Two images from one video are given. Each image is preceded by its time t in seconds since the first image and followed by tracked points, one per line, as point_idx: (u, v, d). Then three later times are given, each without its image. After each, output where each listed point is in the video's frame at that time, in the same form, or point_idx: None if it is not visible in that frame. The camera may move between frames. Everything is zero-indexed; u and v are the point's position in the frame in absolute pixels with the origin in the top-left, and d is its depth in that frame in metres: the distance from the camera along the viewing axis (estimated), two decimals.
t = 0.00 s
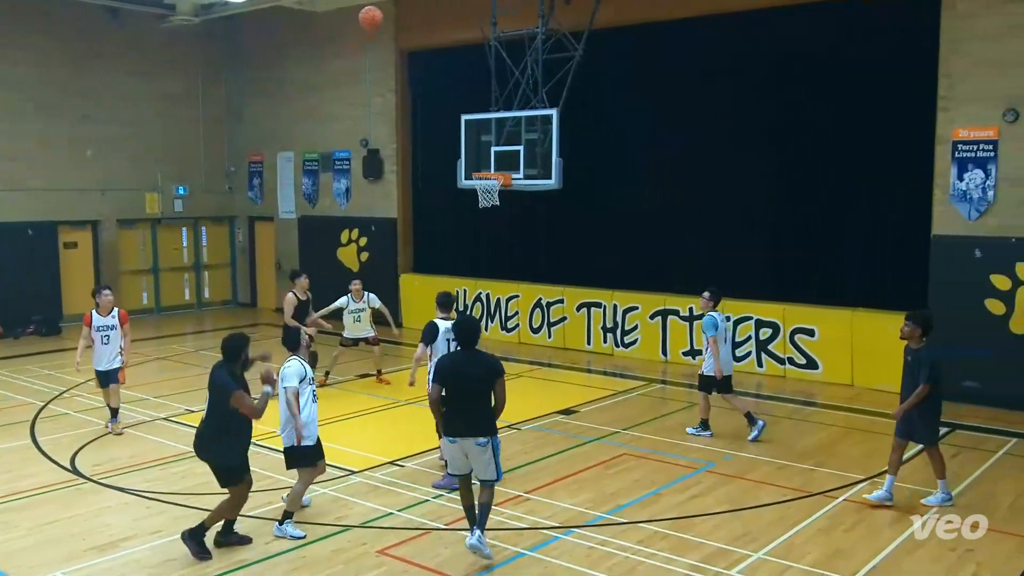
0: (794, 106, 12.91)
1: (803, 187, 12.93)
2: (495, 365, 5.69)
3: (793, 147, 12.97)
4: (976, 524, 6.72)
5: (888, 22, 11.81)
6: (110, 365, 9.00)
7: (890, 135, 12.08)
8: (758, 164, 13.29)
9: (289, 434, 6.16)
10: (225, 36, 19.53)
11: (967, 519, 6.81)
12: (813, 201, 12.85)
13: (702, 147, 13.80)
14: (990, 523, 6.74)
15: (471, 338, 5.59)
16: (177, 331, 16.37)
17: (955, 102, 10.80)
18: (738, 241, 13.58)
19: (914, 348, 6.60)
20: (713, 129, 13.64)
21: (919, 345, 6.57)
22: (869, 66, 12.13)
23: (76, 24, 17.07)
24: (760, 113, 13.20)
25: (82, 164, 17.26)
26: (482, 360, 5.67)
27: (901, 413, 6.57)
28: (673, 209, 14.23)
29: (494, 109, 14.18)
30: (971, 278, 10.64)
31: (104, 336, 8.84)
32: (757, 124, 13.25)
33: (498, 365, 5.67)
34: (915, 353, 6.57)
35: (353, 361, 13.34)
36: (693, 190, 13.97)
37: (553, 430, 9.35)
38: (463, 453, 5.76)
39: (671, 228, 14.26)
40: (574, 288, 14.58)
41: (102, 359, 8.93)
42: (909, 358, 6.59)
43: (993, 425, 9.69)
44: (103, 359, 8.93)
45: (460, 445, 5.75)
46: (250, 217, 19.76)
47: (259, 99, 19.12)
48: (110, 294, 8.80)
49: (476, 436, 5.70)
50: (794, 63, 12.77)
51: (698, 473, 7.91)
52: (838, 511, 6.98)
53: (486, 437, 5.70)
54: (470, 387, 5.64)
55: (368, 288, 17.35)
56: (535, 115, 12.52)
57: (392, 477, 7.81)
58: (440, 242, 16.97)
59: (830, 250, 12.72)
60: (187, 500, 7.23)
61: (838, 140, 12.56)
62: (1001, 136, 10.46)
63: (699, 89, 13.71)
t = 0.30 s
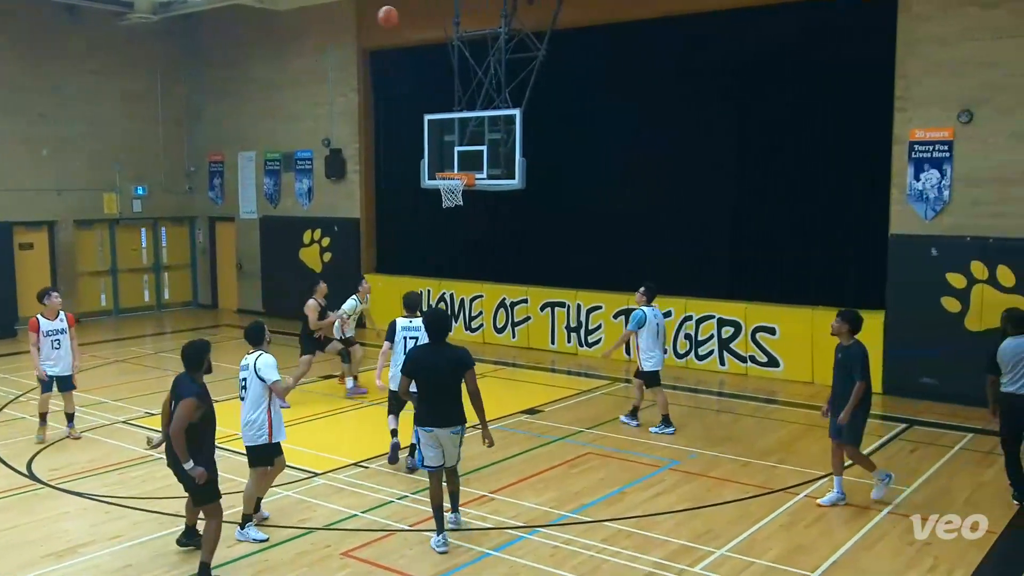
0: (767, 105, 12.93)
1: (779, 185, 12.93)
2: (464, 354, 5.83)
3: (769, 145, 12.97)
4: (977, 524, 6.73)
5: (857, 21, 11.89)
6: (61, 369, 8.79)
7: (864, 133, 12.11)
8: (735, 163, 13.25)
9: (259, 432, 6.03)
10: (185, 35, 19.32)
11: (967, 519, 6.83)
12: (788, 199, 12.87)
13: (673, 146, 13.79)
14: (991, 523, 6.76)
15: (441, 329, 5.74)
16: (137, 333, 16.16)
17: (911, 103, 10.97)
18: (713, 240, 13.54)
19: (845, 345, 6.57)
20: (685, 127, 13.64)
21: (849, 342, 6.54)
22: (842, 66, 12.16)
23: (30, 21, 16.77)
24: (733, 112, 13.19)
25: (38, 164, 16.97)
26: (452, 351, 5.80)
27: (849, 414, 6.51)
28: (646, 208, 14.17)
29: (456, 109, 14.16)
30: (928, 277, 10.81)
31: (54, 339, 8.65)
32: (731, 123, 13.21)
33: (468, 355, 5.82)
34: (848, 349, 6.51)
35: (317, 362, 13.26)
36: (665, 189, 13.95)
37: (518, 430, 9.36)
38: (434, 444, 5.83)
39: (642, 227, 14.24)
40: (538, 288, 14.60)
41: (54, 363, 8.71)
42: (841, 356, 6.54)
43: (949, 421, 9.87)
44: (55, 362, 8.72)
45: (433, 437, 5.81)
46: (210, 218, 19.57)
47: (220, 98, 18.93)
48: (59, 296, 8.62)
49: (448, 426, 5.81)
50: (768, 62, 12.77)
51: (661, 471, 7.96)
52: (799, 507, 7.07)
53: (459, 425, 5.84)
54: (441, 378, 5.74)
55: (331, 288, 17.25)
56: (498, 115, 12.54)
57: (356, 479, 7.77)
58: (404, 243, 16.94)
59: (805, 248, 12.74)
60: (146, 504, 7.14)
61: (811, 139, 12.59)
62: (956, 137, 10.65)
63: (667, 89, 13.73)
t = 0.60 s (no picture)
0: (759, 105, 12.93)
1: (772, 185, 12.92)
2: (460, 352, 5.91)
3: (762, 145, 12.96)
4: (978, 525, 6.72)
5: (847, 22, 11.93)
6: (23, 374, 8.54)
7: (856, 133, 12.11)
8: (729, 163, 13.24)
9: (256, 429, 6.14)
10: (172, 35, 19.25)
11: (967, 519, 6.83)
12: (780, 199, 12.88)
13: (664, 146, 13.78)
14: (991, 524, 6.75)
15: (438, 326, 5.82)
16: (123, 334, 16.09)
17: (897, 103, 11.03)
18: (706, 240, 13.53)
19: (808, 346, 6.49)
20: (678, 127, 13.62)
21: (814, 343, 6.46)
22: (834, 66, 12.17)
23: (15, 19, 16.67)
24: (725, 113, 13.19)
25: (23, 163, 16.86)
26: (448, 349, 5.88)
27: (813, 416, 6.41)
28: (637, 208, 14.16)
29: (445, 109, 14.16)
30: (915, 276, 10.87)
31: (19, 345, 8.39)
32: (724, 123, 13.20)
33: (464, 352, 5.91)
34: (813, 351, 6.44)
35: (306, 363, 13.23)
36: (656, 189, 13.94)
37: (507, 429, 9.37)
38: (429, 437, 5.95)
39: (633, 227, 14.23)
40: (527, 288, 14.60)
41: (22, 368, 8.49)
42: (806, 359, 6.47)
43: (936, 420, 9.92)
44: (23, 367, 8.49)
45: (426, 431, 5.93)
46: (198, 218, 19.51)
47: (207, 98, 18.87)
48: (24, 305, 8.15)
49: (444, 420, 5.94)
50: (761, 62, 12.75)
51: (650, 471, 7.98)
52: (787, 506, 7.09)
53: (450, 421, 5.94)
54: (437, 376, 5.83)
55: (319, 289, 17.22)
56: (486, 115, 12.54)
57: (345, 479, 7.76)
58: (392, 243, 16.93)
59: (797, 247, 12.74)
60: (133, 506, 7.11)
61: (804, 139, 12.58)
62: (941, 137, 10.70)
63: (657, 89, 13.74)
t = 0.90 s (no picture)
0: (760, 106, 12.93)
1: (773, 185, 12.92)
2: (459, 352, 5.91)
3: (763, 145, 12.95)
4: (977, 524, 6.73)
5: (847, 22, 11.92)
6: None
7: (856, 133, 12.10)
8: (729, 163, 13.24)
9: (263, 423, 6.31)
10: (173, 35, 19.27)
11: (967, 519, 6.83)
12: (781, 199, 12.87)
13: (665, 146, 13.77)
14: (991, 524, 6.75)
15: (437, 325, 5.79)
16: (123, 334, 16.09)
17: (897, 103, 11.03)
18: (707, 240, 13.53)
19: (784, 351, 6.32)
20: (679, 128, 13.61)
21: (789, 348, 6.29)
22: (835, 66, 12.16)
23: (14, 19, 16.65)
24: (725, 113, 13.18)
25: (23, 164, 16.85)
26: (445, 348, 5.87)
27: (779, 422, 6.30)
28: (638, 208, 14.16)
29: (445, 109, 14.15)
30: (915, 276, 10.87)
31: None
32: (724, 123, 13.20)
33: (463, 351, 5.92)
34: (787, 357, 6.28)
35: (306, 363, 13.23)
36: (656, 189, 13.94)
37: (507, 429, 9.37)
38: (427, 434, 5.97)
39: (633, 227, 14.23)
40: (527, 288, 14.60)
41: None
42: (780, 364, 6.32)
43: (936, 419, 9.92)
44: None
45: (425, 428, 5.97)
46: (198, 218, 19.52)
47: (208, 98, 18.87)
48: None
49: (441, 418, 5.94)
50: (762, 62, 12.74)
51: (650, 471, 7.98)
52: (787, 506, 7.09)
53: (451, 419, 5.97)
54: (435, 374, 5.83)
55: (319, 289, 17.20)
56: (486, 115, 12.54)
57: (345, 480, 7.75)
58: (394, 243, 16.94)
59: (797, 247, 12.73)
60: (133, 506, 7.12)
61: (805, 139, 12.57)
62: (941, 137, 10.71)
63: (657, 89, 13.74)
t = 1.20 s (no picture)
0: (758, 106, 12.93)
1: (773, 185, 12.92)
2: (445, 352, 5.92)
3: (763, 145, 12.95)
4: (977, 524, 6.73)
5: (848, 21, 11.92)
6: None
7: (855, 133, 12.10)
8: (729, 163, 13.24)
9: (288, 416, 6.59)
10: (173, 35, 19.27)
11: (967, 519, 6.83)
12: (781, 199, 12.87)
13: (665, 146, 13.77)
14: (991, 524, 6.76)
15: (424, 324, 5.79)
16: (123, 334, 16.08)
17: (897, 103, 11.03)
18: (707, 239, 13.53)
19: (757, 354, 6.23)
20: (680, 128, 13.60)
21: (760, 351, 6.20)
22: (835, 65, 12.15)
23: (14, 19, 16.65)
24: (724, 112, 13.18)
25: (23, 164, 16.84)
26: (432, 348, 5.88)
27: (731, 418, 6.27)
28: (638, 208, 14.16)
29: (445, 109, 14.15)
30: (915, 276, 10.87)
31: None
32: (724, 123, 13.20)
33: (450, 351, 5.93)
34: (757, 360, 6.19)
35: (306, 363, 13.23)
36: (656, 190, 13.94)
37: (508, 429, 9.37)
38: (419, 436, 5.97)
39: (633, 227, 14.23)
40: (527, 288, 14.60)
41: None
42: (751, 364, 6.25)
43: (936, 420, 9.92)
44: None
45: (414, 431, 5.95)
46: (198, 218, 19.52)
47: (208, 98, 18.87)
48: None
49: (431, 419, 5.93)
50: (763, 62, 12.73)
51: (650, 471, 7.98)
52: (787, 507, 7.10)
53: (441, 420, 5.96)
54: (425, 375, 5.84)
55: (319, 290, 17.19)
56: (486, 115, 12.54)
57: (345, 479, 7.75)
58: (394, 243, 16.95)
59: (797, 247, 12.73)
60: (133, 506, 7.12)
61: (805, 138, 12.56)
62: (941, 137, 10.71)
63: (657, 89, 13.73)
